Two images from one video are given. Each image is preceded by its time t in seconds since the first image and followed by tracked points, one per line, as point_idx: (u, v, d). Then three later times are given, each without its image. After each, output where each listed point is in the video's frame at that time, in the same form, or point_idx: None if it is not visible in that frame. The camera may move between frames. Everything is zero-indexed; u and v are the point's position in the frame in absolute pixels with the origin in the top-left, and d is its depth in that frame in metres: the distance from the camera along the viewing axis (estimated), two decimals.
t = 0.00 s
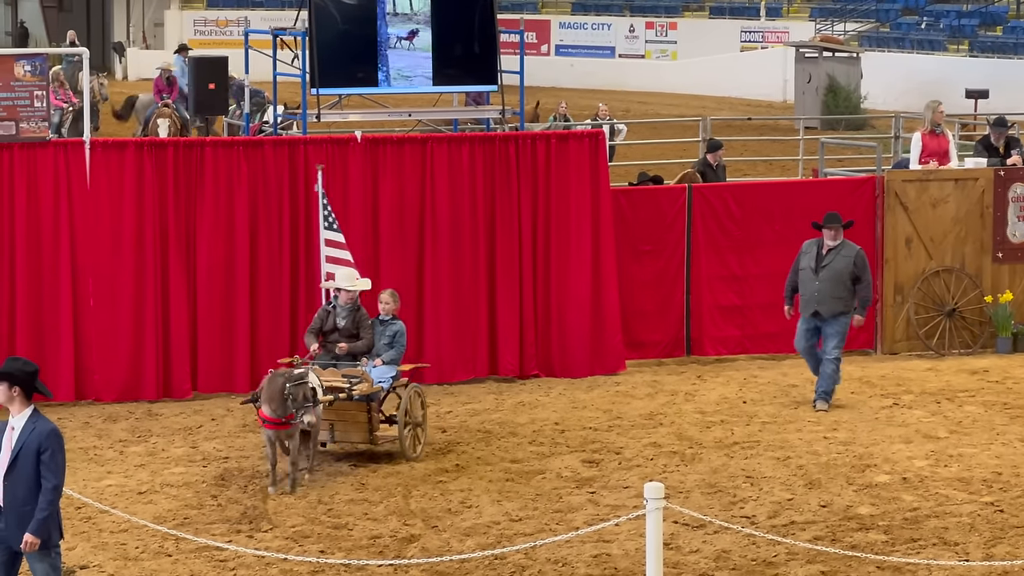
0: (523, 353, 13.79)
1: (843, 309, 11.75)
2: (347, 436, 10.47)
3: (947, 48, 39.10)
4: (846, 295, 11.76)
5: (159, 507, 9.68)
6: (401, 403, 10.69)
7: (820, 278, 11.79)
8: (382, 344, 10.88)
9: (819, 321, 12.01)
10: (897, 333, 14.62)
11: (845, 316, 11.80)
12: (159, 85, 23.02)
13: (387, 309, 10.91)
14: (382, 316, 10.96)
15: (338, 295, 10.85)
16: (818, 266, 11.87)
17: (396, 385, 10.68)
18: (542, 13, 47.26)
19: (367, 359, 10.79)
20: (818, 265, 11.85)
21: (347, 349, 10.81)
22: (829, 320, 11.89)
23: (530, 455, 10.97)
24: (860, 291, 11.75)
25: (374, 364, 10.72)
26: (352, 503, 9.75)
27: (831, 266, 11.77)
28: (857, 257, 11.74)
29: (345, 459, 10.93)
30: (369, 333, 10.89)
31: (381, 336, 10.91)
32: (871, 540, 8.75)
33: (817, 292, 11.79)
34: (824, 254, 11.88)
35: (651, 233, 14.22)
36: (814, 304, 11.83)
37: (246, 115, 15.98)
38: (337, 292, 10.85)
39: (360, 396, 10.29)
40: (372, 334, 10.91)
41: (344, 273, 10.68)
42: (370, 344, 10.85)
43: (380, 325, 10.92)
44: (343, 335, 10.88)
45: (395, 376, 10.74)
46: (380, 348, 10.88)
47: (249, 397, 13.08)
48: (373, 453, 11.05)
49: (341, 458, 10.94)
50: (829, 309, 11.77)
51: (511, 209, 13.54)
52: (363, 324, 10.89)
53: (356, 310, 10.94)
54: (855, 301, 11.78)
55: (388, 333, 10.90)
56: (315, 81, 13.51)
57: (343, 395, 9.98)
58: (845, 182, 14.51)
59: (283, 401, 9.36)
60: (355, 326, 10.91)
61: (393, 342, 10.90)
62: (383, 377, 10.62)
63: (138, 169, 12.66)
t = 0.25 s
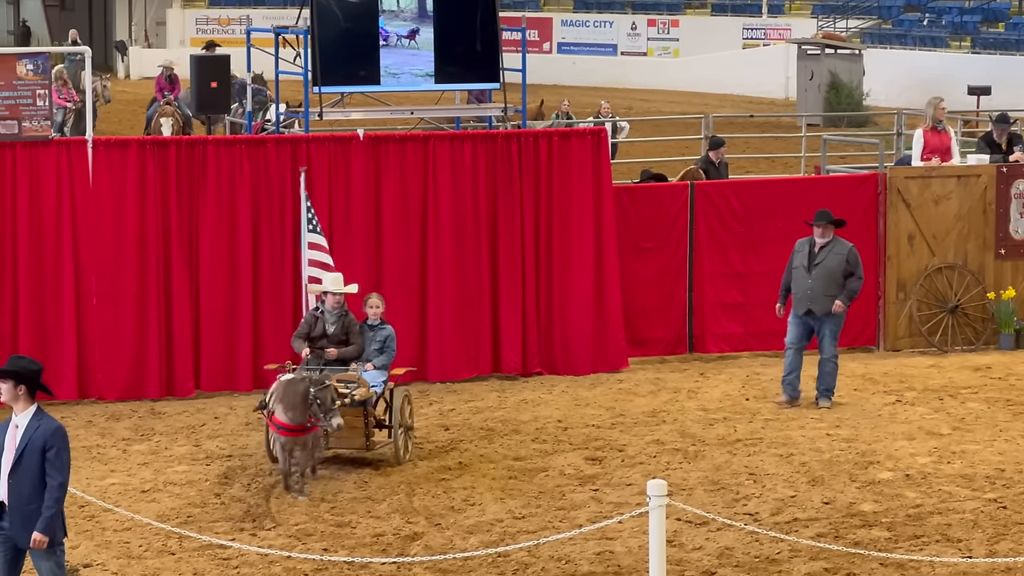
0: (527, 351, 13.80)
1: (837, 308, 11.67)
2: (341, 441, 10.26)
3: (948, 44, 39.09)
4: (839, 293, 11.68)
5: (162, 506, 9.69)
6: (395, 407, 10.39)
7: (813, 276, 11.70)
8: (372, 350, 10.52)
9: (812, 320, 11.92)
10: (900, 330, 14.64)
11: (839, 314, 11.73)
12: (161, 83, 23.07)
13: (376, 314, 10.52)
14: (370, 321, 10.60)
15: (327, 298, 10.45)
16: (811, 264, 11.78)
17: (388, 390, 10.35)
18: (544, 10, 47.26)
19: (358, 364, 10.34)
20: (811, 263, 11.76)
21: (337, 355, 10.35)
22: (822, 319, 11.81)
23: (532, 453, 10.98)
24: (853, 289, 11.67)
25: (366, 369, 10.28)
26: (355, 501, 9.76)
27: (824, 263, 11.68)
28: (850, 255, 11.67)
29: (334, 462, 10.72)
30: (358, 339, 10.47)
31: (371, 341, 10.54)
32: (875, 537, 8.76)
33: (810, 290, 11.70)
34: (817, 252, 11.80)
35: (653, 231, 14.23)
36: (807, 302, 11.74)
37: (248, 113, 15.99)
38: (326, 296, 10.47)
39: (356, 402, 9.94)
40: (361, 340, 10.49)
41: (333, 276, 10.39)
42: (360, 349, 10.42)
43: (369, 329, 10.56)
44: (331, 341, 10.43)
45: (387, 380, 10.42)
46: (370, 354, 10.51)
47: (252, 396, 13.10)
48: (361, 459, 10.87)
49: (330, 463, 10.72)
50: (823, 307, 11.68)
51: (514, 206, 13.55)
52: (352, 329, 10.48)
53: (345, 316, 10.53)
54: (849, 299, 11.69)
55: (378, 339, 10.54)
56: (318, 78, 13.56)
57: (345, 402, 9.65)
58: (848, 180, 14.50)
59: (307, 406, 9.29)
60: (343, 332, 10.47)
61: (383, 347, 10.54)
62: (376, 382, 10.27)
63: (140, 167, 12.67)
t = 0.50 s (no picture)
0: (523, 349, 13.82)
1: (822, 310, 11.62)
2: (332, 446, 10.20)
3: (944, 41, 39.13)
4: (824, 295, 11.63)
5: (159, 505, 9.71)
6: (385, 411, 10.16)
7: (797, 279, 11.63)
8: (357, 352, 10.30)
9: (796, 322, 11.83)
10: (896, 327, 14.66)
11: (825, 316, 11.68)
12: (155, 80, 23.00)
13: (361, 317, 10.28)
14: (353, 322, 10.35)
15: (310, 303, 9.98)
16: (793, 267, 11.70)
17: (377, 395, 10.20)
18: (540, 8, 47.28)
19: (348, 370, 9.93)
20: (794, 266, 11.68)
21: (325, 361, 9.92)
22: (808, 321, 11.76)
23: (530, 451, 11.00)
24: (836, 290, 11.63)
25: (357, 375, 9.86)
26: (353, 499, 9.77)
27: (807, 266, 11.61)
28: (831, 256, 11.62)
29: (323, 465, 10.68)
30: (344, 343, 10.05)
31: (356, 344, 10.31)
32: (871, 534, 8.78)
33: (794, 293, 11.63)
34: (798, 254, 11.72)
35: (649, 228, 14.24)
36: (791, 306, 11.66)
37: (244, 112, 15.98)
38: (309, 300, 9.99)
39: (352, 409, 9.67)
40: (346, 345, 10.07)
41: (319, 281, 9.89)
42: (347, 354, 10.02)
43: (353, 332, 10.33)
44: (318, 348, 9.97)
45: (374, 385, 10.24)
46: (355, 357, 10.30)
47: (249, 394, 13.11)
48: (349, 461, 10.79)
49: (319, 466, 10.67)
50: (808, 310, 11.63)
51: (510, 204, 13.55)
52: (338, 334, 10.04)
53: (329, 320, 10.08)
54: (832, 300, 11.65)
55: (363, 341, 10.32)
56: (313, 77, 13.50)
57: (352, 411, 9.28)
58: (844, 177, 14.52)
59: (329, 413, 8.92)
60: (329, 337, 10.03)
61: (368, 351, 10.32)
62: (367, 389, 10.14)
63: (137, 166, 12.67)
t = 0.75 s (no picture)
0: (514, 346, 13.82)
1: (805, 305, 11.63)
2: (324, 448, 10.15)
3: (934, 38, 39.24)
4: (806, 291, 11.64)
5: (150, 503, 9.69)
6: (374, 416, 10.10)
7: (781, 276, 11.56)
8: (343, 356, 10.11)
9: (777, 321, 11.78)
10: (887, 323, 14.68)
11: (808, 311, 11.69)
12: (145, 78, 22.88)
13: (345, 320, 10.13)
14: (337, 326, 10.19)
15: (297, 306, 9.90)
16: (775, 264, 11.61)
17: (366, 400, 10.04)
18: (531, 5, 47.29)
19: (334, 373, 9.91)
20: (776, 263, 11.60)
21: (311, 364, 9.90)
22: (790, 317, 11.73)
23: (521, 448, 11.00)
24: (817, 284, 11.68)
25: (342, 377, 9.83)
26: (344, 497, 9.76)
27: (790, 263, 11.55)
28: (811, 251, 11.62)
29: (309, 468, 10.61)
30: (330, 346, 10.05)
31: (341, 348, 10.13)
32: (861, 529, 8.80)
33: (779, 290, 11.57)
34: (779, 251, 11.65)
35: (639, 225, 14.24)
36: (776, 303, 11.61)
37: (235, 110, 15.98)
38: (296, 303, 9.91)
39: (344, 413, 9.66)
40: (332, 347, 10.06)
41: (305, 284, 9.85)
42: (332, 357, 10.01)
43: (338, 336, 10.14)
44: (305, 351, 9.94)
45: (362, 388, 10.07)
46: (340, 360, 10.11)
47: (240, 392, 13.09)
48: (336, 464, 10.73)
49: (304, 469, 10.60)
50: (794, 307, 11.60)
51: (500, 201, 13.55)
52: (324, 337, 10.02)
53: (315, 323, 10.02)
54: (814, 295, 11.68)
55: (347, 345, 10.13)
56: (303, 75, 13.50)
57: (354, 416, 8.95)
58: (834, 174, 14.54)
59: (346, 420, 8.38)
60: (315, 340, 10.00)
61: (353, 354, 10.16)
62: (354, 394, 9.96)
63: (127, 164, 12.65)
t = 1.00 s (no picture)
0: (498, 342, 13.79)
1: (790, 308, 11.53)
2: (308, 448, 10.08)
3: (917, 33, 39.34)
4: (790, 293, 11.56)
5: (133, 501, 9.63)
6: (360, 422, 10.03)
7: (769, 277, 11.46)
8: (327, 361, 10.02)
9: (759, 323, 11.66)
10: (870, 318, 14.72)
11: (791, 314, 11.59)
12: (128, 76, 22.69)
13: (329, 325, 10.03)
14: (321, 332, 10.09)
15: (281, 312, 9.89)
16: (761, 266, 11.52)
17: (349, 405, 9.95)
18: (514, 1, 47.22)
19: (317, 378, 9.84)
20: (763, 265, 11.50)
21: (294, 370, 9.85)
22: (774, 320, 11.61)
23: (505, 444, 10.97)
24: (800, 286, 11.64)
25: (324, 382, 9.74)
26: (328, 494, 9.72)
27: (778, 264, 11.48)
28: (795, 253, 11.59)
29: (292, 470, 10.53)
30: (314, 352, 10.00)
31: (325, 353, 10.05)
32: (846, 524, 8.81)
33: (767, 291, 11.45)
34: (765, 253, 11.56)
35: (624, 222, 14.23)
36: (762, 305, 11.47)
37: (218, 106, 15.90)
38: (281, 309, 9.90)
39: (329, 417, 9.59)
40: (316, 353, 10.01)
41: (289, 289, 9.70)
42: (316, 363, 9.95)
43: (322, 341, 10.06)
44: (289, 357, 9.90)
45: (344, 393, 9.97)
46: (325, 366, 10.02)
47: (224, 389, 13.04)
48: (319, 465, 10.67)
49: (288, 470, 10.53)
50: (780, 308, 11.49)
51: (485, 197, 13.52)
52: (308, 343, 9.97)
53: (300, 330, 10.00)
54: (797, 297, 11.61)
55: (332, 350, 10.05)
56: (286, 71, 13.48)
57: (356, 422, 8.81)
58: (818, 170, 14.55)
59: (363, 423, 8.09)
60: (300, 347, 9.96)
61: (339, 360, 10.06)
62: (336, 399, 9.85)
63: (109, 161, 12.57)
